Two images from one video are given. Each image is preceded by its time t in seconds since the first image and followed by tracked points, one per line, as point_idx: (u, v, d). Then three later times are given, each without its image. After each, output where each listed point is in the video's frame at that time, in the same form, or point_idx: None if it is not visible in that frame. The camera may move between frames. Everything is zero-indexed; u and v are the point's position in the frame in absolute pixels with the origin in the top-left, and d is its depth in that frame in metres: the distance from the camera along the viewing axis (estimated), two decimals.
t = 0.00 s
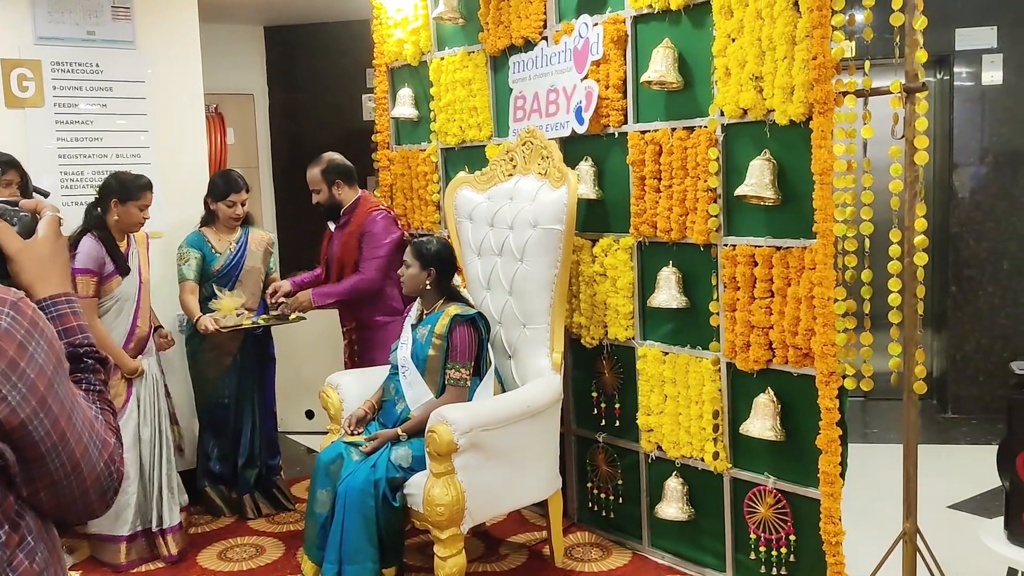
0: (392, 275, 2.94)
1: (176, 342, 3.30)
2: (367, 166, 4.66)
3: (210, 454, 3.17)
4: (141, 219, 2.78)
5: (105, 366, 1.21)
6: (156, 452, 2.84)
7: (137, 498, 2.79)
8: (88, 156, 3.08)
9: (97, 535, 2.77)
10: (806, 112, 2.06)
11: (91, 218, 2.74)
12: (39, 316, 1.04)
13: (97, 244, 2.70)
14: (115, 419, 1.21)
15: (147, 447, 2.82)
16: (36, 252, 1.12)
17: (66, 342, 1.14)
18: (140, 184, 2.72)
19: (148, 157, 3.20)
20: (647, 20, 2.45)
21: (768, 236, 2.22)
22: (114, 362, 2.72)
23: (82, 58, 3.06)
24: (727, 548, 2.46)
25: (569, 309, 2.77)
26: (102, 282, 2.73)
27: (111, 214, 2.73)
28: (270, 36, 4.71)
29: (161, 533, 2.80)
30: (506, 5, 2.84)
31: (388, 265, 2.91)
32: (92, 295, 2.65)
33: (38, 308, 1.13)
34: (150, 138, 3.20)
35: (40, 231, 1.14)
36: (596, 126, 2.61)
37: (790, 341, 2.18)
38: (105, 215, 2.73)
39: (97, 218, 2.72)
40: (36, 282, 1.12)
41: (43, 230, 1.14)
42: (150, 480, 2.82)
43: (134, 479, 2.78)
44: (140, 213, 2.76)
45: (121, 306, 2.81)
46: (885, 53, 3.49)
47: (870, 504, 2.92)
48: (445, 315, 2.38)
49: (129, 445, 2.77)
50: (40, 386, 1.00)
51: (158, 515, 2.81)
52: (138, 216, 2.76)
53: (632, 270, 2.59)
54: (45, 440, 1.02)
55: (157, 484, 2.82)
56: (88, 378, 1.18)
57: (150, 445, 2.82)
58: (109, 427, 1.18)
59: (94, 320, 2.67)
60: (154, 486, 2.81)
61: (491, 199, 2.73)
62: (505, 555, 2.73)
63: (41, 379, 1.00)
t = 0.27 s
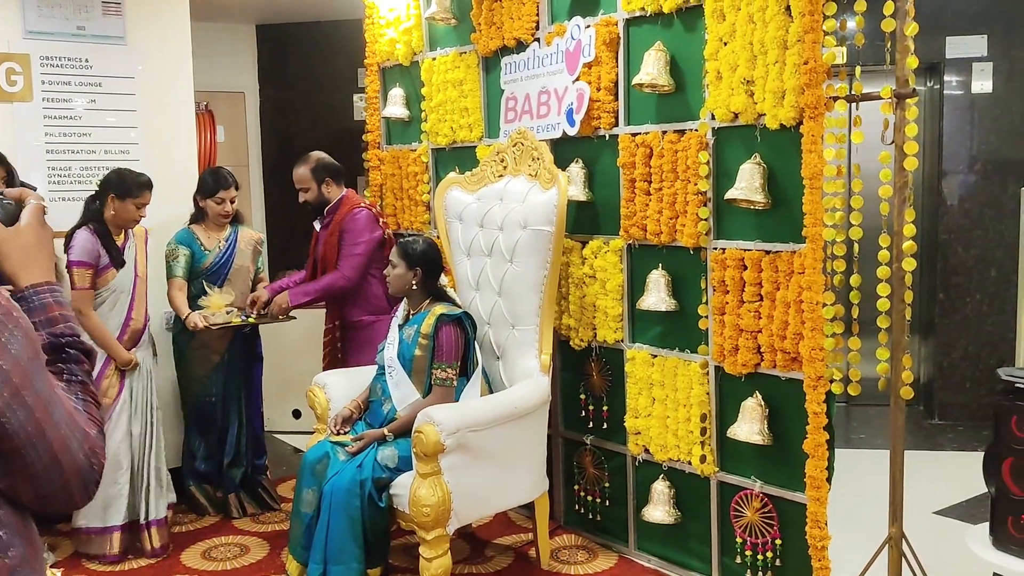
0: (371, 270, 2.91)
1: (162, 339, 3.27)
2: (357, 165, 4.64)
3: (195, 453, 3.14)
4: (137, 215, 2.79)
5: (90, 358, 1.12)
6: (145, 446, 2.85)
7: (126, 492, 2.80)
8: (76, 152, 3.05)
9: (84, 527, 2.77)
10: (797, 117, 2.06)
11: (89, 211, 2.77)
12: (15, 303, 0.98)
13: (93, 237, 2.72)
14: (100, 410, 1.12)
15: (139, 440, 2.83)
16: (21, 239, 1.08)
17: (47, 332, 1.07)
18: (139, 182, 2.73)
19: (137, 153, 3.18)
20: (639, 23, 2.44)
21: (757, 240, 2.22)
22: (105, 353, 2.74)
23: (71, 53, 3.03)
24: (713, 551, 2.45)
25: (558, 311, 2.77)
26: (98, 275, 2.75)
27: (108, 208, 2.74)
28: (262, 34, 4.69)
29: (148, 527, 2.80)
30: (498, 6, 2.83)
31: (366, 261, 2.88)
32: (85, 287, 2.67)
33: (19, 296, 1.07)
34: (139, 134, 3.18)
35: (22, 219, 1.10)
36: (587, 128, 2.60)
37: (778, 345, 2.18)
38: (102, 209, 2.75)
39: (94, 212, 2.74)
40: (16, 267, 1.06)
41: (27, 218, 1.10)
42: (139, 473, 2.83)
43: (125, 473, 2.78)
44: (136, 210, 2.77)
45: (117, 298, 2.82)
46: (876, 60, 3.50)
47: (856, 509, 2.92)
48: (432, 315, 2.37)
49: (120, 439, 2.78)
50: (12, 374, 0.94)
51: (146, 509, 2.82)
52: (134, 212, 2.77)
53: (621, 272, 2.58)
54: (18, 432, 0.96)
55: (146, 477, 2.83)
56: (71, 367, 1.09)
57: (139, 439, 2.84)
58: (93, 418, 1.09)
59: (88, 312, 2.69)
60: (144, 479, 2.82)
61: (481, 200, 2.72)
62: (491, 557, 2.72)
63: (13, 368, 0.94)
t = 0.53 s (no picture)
0: (361, 268, 2.91)
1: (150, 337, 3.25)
2: (350, 165, 4.63)
3: (183, 451, 3.12)
4: (130, 213, 2.79)
5: (67, 335, 1.09)
6: (131, 440, 2.83)
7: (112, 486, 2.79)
8: (67, 147, 3.03)
9: (71, 521, 2.76)
10: (789, 121, 2.07)
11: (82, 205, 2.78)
12: None
13: (83, 231, 2.73)
14: (80, 387, 1.09)
15: (124, 434, 2.81)
16: None
17: (19, 311, 1.04)
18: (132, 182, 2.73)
19: (128, 150, 3.16)
20: (634, 25, 2.44)
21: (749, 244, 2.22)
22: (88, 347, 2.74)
23: (63, 48, 3.01)
24: (701, 555, 2.45)
25: (548, 312, 2.76)
26: (85, 269, 2.74)
27: (100, 205, 2.75)
28: (255, 32, 4.67)
29: (135, 521, 2.79)
30: (493, 7, 2.83)
31: (358, 258, 2.87)
32: (70, 281, 2.67)
33: None
34: (131, 131, 3.16)
35: None
36: (580, 129, 2.60)
37: (768, 349, 2.18)
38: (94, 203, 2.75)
39: (86, 207, 2.75)
40: None
41: None
42: (124, 467, 2.81)
43: (109, 466, 2.77)
44: (129, 207, 2.77)
45: (103, 293, 2.80)
46: (869, 66, 3.51)
47: (844, 514, 2.93)
48: (421, 315, 2.36)
49: (103, 433, 2.76)
50: None
51: (133, 503, 2.81)
52: (127, 210, 2.77)
53: (612, 274, 2.58)
54: None
55: (132, 471, 2.81)
56: (47, 344, 1.06)
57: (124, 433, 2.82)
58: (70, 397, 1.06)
59: (74, 305, 2.69)
60: (129, 473, 2.80)
61: (473, 200, 2.71)
62: (478, 558, 2.71)
63: None
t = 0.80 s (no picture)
0: (358, 267, 2.91)
1: (143, 336, 3.24)
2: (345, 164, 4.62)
3: (175, 450, 3.11)
4: (118, 210, 2.78)
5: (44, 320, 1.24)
6: (117, 438, 2.82)
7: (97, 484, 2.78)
8: (62, 144, 3.02)
9: (60, 517, 2.77)
10: (784, 124, 2.07)
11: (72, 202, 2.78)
12: None
13: (70, 227, 2.72)
14: (62, 369, 1.23)
15: (110, 432, 2.80)
16: None
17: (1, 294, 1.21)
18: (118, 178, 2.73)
19: (124, 147, 3.15)
20: (630, 28, 2.45)
21: (744, 247, 2.22)
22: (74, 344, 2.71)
23: (58, 45, 3.00)
24: (694, 558, 2.45)
25: (543, 314, 2.76)
26: (70, 264, 2.73)
27: (88, 202, 2.74)
28: (251, 30, 4.66)
29: (125, 518, 2.80)
30: (489, 8, 2.83)
31: (355, 257, 2.87)
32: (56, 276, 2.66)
33: None
34: (126, 128, 3.15)
35: None
36: (576, 131, 2.60)
37: (762, 353, 2.18)
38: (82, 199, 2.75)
39: (74, 204, 2.75)
40: None
41: None
42: (111, 465, 2.80)
43: (94, 465, 2.76)
44: (116, 204, 2.76)
45: (88, 289, 2.78)
46: (864, 70, 3.52)
47: (836, 518, 2.93)
48: (416, 315, 2.36)
49: (88, 431, 2.75)
50: None
51: (123, 501, 2.81)
52: (115, 207, 2.76)
53: (607, 276, 2.58)
54: None
55: (120, 469, 2.81)
56: (28, 327, 1.22)
57: (109, 431, 2.80)
58: (52, 376, 1.19)
59: (59, 300, 2.68)
60: (116, 471, 2.80)
61: (468, 201, 2.71)
62: (471, 560, 2.70)
63: None
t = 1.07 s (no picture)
0: (358, 268, 2.91)
1: (140, 335, 3.23)
2: (344, 165, 4.62)
3: (170, 450, 3.11)
4: (104, 207, 2.78)
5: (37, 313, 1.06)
6: (105, 437, 2.82)
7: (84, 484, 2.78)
8: (60, 143, 3.02)
9: (49, 515, 2.77)
10: (783, 128, 2.07)
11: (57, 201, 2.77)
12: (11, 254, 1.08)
13: (56, 226, 2.72)
14: (52, 367, 1.05)
15: (97, 432, 2.80)
16: None
17: None
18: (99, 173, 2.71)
19: (122, 146, 3.14)
20: (630, 30, 2.45)
21: (742, 250, 2.22)
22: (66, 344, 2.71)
23: (58, 43, 2.99)
24: (689, 561, 2.45)
25: (541, 316, 2.76)
26: (58, 264, 2.73)
27: (72, 200, 2.74)
28: (251, 30, 4.65)
29: (115, 518, 2.80)
30: (489, 9, 2.83)
31: (356, 258, 2.87)
32: (45, 275, 2.66)
33: None
34: (125, 127, 3.14)
35: None
36: (575, 133, 2.60)
37: (759, 356, 2.18)
38: (66, 197, 2.74)
39: (60, 203, 2.74)
40: None
41: None
42: (99, 465, 2.81)
43: (81, 464, 2.76)
44: (101, 201, 2.76)
45: (77, 289, 2.78)
46: (863, 74, 3.52)
47: (832, 522, 2.93)
48: (413, 317, 2.35)
49: (76, 430, 2.75)
50: None
51: (112, 501, 2.82)
52: (99, 204, 2.75)
53: (606, 279, 2.58)
54: None
55: (108, 469, 2.82)
56: (16, 325, 1.04)
57: (98, 430, 2.81)
58: (39, 375, 1.01)
59: (48, 299, 2.67)
60: (104, 472, 2.81)
61: (467, 202, 2.71)
62: (467, 561, 2.70)
63: None
